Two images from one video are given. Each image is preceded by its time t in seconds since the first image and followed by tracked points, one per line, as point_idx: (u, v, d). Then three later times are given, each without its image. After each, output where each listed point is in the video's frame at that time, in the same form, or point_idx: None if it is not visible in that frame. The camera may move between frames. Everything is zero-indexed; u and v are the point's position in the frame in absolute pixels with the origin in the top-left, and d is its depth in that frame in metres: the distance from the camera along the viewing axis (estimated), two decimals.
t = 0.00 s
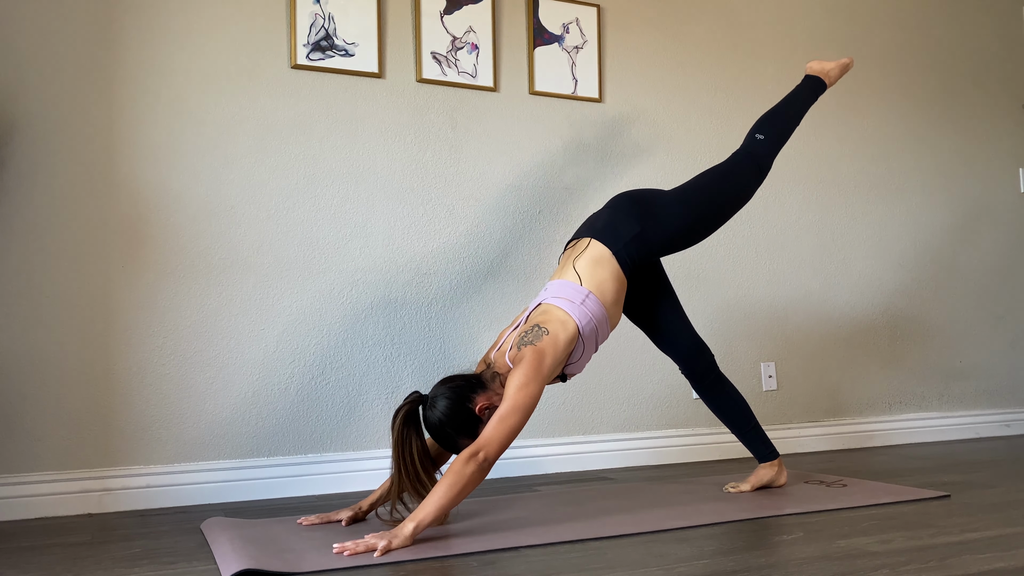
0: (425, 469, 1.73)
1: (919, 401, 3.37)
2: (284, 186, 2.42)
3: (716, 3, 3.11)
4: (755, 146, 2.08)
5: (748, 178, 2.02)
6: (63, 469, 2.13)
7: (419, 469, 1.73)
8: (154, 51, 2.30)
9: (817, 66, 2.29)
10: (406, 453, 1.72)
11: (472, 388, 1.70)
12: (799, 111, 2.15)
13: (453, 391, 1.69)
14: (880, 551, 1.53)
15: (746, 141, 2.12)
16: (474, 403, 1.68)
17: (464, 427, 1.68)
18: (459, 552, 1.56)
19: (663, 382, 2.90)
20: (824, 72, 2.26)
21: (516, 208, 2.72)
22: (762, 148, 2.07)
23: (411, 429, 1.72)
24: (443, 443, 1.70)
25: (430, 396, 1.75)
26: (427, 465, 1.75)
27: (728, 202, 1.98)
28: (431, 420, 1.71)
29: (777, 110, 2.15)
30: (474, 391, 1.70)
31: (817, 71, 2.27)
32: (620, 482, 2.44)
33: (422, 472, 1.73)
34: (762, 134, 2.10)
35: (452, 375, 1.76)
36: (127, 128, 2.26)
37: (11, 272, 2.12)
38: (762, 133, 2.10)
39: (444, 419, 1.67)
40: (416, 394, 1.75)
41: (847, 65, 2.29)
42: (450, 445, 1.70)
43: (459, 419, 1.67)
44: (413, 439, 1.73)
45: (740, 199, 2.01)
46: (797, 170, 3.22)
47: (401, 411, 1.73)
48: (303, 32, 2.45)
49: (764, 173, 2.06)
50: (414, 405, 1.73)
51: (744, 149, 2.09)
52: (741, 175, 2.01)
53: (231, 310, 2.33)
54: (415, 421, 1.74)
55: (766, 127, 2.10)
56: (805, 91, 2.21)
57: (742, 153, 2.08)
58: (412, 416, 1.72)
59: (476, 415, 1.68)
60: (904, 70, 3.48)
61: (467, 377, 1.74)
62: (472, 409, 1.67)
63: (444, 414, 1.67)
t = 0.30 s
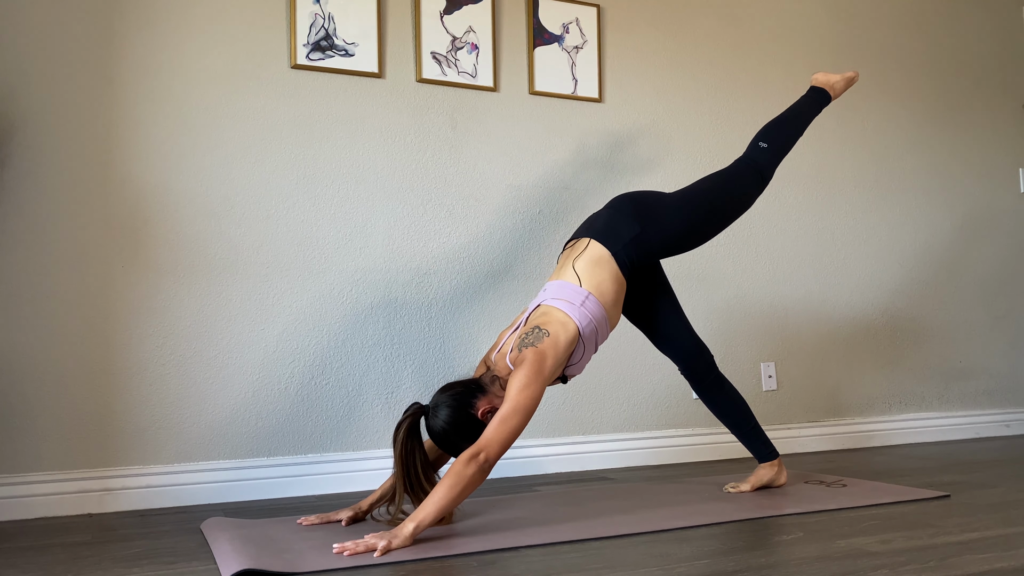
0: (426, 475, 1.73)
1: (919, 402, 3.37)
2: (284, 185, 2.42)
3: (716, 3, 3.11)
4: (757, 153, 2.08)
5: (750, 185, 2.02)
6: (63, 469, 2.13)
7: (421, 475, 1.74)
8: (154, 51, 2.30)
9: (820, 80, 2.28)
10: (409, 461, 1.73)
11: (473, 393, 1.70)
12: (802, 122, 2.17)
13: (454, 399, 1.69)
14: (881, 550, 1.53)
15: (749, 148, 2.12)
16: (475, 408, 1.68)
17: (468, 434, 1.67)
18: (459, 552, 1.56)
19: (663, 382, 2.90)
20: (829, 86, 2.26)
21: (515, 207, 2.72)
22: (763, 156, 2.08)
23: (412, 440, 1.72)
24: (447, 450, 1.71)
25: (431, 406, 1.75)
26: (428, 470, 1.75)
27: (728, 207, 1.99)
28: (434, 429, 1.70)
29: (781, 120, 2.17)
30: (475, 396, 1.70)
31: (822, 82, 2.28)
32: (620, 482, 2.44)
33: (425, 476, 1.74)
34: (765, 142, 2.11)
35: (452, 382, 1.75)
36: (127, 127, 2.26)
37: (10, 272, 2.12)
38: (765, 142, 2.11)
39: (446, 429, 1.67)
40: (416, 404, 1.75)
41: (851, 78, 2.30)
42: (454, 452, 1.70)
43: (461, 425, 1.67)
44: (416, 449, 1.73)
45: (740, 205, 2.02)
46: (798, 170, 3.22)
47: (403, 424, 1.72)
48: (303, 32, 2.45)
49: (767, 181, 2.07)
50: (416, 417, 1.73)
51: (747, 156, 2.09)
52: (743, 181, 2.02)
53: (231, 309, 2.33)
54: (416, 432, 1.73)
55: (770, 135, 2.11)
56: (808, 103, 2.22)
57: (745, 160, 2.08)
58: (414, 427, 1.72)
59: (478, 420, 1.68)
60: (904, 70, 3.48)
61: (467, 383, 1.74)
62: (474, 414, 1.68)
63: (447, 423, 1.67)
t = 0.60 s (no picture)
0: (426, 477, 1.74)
1: (919, 401, 3.37)
2: (284, 185, 2.42)
3: (717, 3, 3.11)
4: (758, 157, 2.09)
5: (751, 187, 2.02)
6: (63, 469, 2.13)
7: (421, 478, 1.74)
8: (154, 50, 2.30)
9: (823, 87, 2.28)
10: (409, 464, 1.73)
11: (472, 395, 1.70)
12: (804, 127, 2.17)
13: (454, 401, 1.69)
14: (880, 551, 1.53)
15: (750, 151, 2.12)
16: (475, 410, 1.68)
17: (468, 435, 1.68)
18: (458, 552, 1.56)
19: (663, 382, 2.90)
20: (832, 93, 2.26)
21: (516, 207, 2.72)
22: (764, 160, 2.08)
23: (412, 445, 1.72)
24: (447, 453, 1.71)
25: (431, 409, 1.74)
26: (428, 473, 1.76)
27: (729, 209, 1.99)
28: (434, 433, 1.71)
29: (783, 125, 2.17)
30: (475, 398, 1.70)
31: (823, 88, 2.28)
32: (620, 482, 2.44)
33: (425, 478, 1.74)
34: (766, 146, 2.11)
35: (452, 384, 1.76)
36: (127, 127, 2.26)
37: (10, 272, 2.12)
38: (767, 146, 2.11)
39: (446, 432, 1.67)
40: (416, 409, 1.75)
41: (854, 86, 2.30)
42: (454, 454, 1.71)
43: (462, 427, 1.67)
44: (416, 453, 1.73)
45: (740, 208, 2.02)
46: (798, 170, 3.22)
47: (403, 430, 1.72)
48: (303, 32, 2.45)
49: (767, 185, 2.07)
50: (416, 421, 1.73)
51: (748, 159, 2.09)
52: (743, 183, 2.02)
53: (231, 309, 2.33)
54: (416, 436, 1.73)
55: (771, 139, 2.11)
56: (809, 109, 2.22)
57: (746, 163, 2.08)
58: (414, 432, 1.72)
59: (479, 421, 1.68)
60: (904, 69, 3.48)
61: (466, 384, 1.74)
62: (475, 416, 1.68)
63: (447, 426, 1.67)
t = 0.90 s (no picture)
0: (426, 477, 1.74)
1: (919, 401, 3.37)
2: (283, 185, 2.42)
3: (717, 3, 3.11)
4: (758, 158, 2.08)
5: (750, 187, 2.02)
6: (62, 469, 2.13)
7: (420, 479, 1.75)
8: (154, 50, 2.30)
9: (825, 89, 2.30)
10: (409, 466, 1.73)
11: (471, 395, 1.70)
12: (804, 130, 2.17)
13: (453, 402, 1.69)
14: (881, 551, 1.53)
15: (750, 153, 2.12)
16: (474, 409, 1.69)
17: (467, 435, 1.68)
18: (458, 552, 1.56)
19: (663, 382, 2.90)
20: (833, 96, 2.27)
21: (516, 207, 2.72)
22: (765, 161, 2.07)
23: (411, 446, 1.72)
24: (447, 454, 1.71)
25: (430, 410, 1.74)
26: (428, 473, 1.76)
27: (728, 209, 1.99)
28: (433, 433, 1.71)
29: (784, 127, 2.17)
30: (473, 398, 1.70)
31: (824, 92, 2.29)
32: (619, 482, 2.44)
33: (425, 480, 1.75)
34: (766, 148, 2.11)
35: (451, 384, 1.76)
36: (127, 127, 2.26)
37: (10, 271, 2.12)
38: (767, 147, 2.11)
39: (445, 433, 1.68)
40: (416, 410, 1.75)
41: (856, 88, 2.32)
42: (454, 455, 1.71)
43: (461, 428, 1.67)
44: (415, 454, 1.74)
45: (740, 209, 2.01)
46: (797, 170, 3.22)
47: (402, 430, 1.72)
48: (303, 32, 2.45)
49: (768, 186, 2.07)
50: (415, 422, 1.73)
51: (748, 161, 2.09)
52: (742, 183, 2.02)
53: (232, 309, 2.33)
54: (416, 436, 1.74)
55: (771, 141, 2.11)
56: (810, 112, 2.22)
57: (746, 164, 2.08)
58: (414, 434, 1.72)
59: (478, 421, 1.68)
60: (904, 70, 3.48)
61: (465, 385, 1.74)
62: (474, 416, 1.68)
63: (446, 427, 1.67)
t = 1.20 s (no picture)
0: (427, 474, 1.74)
1: (919, 401, 3.37)
2: (283, 185, 2.42)
3: (717, 3, 3.11)
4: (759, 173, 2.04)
5: (753, 201, 1.99)
6: (62, 469, 2.13)
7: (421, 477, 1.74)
8: (155, 50, 2.30)
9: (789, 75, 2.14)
10: (410, 464, 1.73)
11: (471, 393, 1.70)
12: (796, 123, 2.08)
13: (453, 399, 1.69)
14: (881, 550, 1.53)
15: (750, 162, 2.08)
16: (474, 407, 1.69)
17: (467, 433, 1.67)
18: (458, 551, 1.56)
19: (663, 382, 2.90)
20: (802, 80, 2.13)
21: (516, 207, 2.72)
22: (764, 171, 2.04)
23: (412, 443, 1.72)
24: (446, 451, 1.71)
25: (430, 407, 1.75)
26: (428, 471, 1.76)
27: (731, 220, 1.97)
28: (433, 430, 1.71)
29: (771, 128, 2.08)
30: (474, 396, 1.70)
31: (791, 73, 2.14)
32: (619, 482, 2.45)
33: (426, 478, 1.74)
34: (766, 159, 2.05)
35: (450, 382, 1.76)
36: (127, 127, 2.26)
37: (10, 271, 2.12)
38: (768, 158, 2.04)
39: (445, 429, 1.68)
40: (416, 406, 1.75)
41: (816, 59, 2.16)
42: (453, 452, 1.71)
43: (461, 426, 1.67)
44: (416, 451, 1.74)
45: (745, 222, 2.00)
46: (797, 169, 3.22)
47: (402, 427, 1.72)
48: (303, 32, 2.45)
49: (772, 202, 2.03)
50: (415, 418, 1.73)
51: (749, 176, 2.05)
52: (744, 195, 1.98)
53: (232, 309, 2.33)
54: (416, 433, 1.74)
55: (771, 151, 2.04)
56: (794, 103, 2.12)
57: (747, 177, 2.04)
58: (414, 430, 1.72)
59: (478, 420, 1.69)
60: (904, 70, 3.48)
61: (465, 383, 1.74)
62: (474, 414, 1.68)
63: (446, 424, 1.67)
